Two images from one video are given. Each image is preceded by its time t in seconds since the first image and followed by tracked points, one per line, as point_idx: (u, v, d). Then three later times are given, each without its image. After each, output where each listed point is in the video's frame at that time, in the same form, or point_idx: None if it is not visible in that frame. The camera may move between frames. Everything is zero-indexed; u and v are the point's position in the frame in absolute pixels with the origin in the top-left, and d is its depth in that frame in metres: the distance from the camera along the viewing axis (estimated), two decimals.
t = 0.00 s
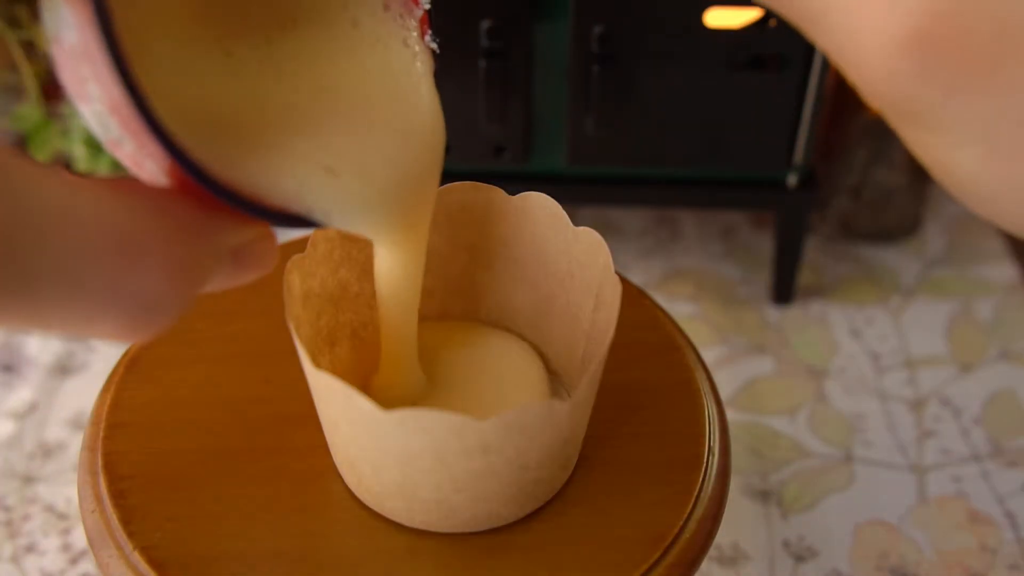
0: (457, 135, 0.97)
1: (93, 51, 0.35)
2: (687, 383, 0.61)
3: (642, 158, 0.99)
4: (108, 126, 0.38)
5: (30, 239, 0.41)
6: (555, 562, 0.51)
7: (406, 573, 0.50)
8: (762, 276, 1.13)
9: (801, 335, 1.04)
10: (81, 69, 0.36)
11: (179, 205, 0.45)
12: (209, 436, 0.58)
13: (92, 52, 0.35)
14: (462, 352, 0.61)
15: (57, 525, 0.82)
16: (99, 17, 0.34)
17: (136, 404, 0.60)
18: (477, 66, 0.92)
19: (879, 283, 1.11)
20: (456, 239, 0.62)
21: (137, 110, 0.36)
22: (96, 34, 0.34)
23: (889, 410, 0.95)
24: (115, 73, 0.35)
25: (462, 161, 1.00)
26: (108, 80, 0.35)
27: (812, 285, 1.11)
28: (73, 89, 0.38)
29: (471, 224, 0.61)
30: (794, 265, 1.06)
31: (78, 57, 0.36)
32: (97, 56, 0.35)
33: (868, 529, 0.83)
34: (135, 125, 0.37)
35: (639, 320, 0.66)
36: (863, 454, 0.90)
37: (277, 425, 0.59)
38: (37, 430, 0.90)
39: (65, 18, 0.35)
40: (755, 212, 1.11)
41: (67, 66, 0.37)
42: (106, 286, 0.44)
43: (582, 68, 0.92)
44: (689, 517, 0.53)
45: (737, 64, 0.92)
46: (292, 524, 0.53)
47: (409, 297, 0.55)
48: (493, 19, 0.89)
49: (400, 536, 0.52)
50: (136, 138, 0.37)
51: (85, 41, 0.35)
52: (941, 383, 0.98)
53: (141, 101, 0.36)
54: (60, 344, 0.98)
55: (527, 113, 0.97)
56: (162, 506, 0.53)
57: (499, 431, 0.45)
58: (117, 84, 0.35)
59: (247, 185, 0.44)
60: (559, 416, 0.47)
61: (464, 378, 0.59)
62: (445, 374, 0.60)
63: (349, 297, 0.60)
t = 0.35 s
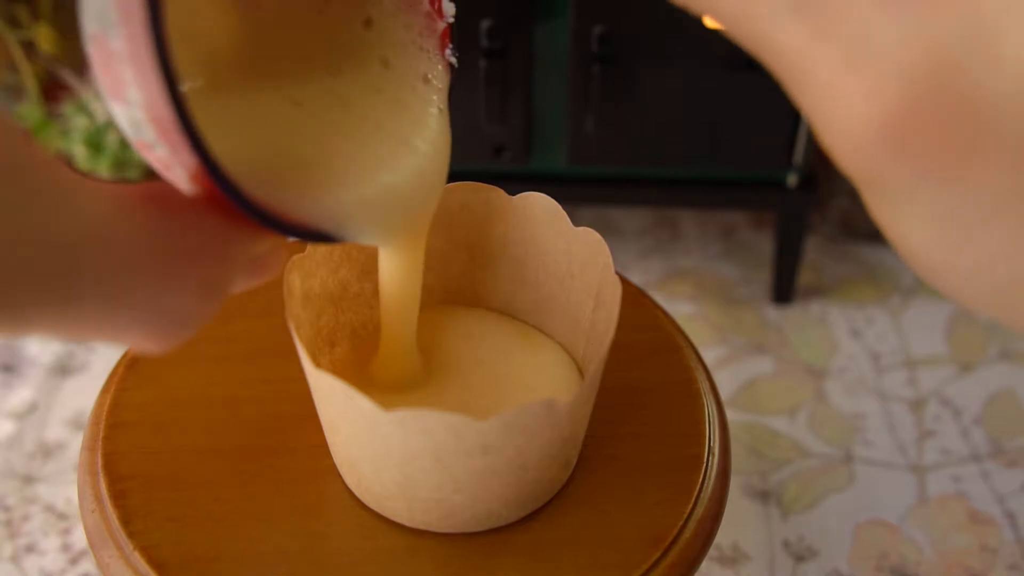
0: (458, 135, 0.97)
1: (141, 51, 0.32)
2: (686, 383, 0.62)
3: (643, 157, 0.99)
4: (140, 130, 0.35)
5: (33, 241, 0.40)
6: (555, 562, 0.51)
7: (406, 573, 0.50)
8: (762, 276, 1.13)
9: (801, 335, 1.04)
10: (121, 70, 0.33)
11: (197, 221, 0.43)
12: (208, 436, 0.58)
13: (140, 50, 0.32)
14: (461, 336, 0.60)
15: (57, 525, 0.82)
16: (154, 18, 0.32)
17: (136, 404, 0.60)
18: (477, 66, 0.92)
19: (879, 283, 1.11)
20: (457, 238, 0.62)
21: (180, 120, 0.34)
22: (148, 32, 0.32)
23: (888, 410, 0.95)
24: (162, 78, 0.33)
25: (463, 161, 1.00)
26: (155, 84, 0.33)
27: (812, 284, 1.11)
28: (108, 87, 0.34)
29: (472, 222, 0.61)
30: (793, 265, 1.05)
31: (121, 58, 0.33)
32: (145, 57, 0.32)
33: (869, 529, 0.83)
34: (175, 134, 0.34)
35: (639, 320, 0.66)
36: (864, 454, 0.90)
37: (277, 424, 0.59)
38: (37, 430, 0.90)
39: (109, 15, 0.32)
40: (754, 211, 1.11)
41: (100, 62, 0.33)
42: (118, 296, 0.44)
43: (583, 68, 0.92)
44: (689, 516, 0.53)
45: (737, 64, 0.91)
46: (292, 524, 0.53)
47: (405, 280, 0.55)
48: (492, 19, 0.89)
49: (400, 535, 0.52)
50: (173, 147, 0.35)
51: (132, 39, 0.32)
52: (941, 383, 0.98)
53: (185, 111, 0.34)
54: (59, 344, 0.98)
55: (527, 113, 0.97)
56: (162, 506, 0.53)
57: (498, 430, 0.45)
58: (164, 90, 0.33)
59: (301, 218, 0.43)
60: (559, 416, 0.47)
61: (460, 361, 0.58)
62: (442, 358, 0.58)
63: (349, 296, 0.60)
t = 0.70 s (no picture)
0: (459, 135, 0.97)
1: (189, 68, 0.32)
2: (687, 383, 0.62)
3: (642, 157, 0.98)
4: (179, 144, 0.35)
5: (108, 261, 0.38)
6: (556, 562, 0.51)
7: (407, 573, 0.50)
8: (762, 276, 1.13)
9: (801, 335, 1.04)
10: (163, 86, 0.33)
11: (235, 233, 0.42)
12: (209, 436, 0.58)
13: (187, 67, 0.32)
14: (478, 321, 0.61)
15: (56, 525, 0.82)
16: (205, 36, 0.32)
17: (136, 404, 0.60)
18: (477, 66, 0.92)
19: (879, 283, 1.11)
20: (457, 238, 0.62)
21: (225, 141, 0.34)
22: (198, 49, 0.32)
23: (888, 409, 0.95)
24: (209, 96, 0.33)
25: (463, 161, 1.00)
26: (199, 102, 0.33)
27: (812, 284, 1.11)
28: (149, 101, 0.35)
29: (471, 222, 0.61)
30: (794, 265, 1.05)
31: (165, 75, 0.33)
32: (193, 73, 0.32)
33: (869, 529, 0.83)
34: (216, 153, 0.34)
35: (639, 320, 0.66)
36: (864, 454, 0.90)
37: (277, 424, 0.59)
38: (37, 430, 0.90)
39: (155, 30, 0.33)
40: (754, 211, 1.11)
41: (144, 77, 0.34)
42: (153, 312, 0.40)
43: (583, 68, 0.92)
44: (689, 516, 0.53)
45: (737, 64, 0.92)
46: (292, 524, 0.53)
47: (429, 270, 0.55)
48: (491, 19, 0.89)
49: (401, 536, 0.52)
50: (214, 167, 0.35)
51: (179, 55, 0.32)
52: (941, 383, 0.98)
53: (232, 130, 0.34)
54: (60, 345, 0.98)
55: (527, 113, 0.97)
56: (163, 506, 0.53)
57: (497, 429, 0.45)
58: (209, 109, 0.33)
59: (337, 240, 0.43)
60: (559, 416, 0.47)
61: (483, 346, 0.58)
62: (464, 343, 0.59)
63: (349, 297, 0.60)
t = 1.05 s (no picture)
0: (458, 135, 0.97)
1: (187, 61, 0.32)
2: (687, 383, 0.62)
3: (642, 156, 0.99)
4: (171, 131, 0.35)
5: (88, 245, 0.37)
6: (556, 562, 0.51)
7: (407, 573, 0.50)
8: (762, 275, 1.13)
9: (801, 335, 1.04)
10: (159, 74, 0.33)
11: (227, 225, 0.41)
12: (208, 437, 0.58)
13: (186, 59, 0.32)
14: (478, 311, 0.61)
15: (56, 525, 0.82)
16: (203, 33, 0.31)
17: (137, 404, 0.60)
18: (477, 66, 0.92)
19: (880, 283, 1.11)
20: (454, 237, 0.62)
21: (220, 138, 0.33)
22: (197, 45, 0.32)
23: (889, 409, 0.95)
24: (205, 91, 0.32)
25: (463, 161, 1.00)
26: (195, 97, 0.33)
27: (812, 284, 1.11)
28: (140, 87, 0.35)
29: (472, 222, 0.61)
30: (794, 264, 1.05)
31: (162, 65, 0.33)
32: (191, 67, 0.32)
33: (869, 529, 0.83)
34: (210, 149, 0.34)
35: (639, 320, 0.66)
36: (864, 454, 0.90)
37: (277, 424, 0.59)
38: (37, 430, 0.90)
39: (153, 21, 0.32)
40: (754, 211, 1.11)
41: (141, 63, 0.34)
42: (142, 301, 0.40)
43: (583, 67, 0.92)
44: (690, 516, 0.53)
45: (737, 64, 0.91)
46: (292, 524, 0.53)
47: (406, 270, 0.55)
48: (492, 19, 0.89)
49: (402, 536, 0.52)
50: (208, 161, 0.35)
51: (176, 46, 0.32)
52: (941, 383, 0.98)
53: (226, 126, 0.33)
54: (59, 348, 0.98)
55: (527, 112, 0.97)
56: (163, 505, 0.53)
57: (496, 430, 0.45)
58: (205, 103, 0.33)
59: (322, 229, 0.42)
60: (559, 416, 0.47)
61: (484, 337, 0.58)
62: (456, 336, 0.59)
63: (349, 297, 0.60)
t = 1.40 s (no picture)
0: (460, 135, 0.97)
1: (212, 87, 0.31)
2: (687, 382, 0.62)
3: (642, 156, 0.99)
4: (187, 147, 0.33)
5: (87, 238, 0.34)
6: (555, 562, 0.51)
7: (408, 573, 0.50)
8: (762, 276, 1.13)
9: (801, 335, 1.04)
10: (180, 93, 0.31)
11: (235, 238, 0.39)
12: (209, 437, 0.58)
13: (212, 85, 0.31)
14: (483, 309, 0.61)
15: (56, 526, 0.82)
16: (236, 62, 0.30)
17: (137, 404, 0.60)
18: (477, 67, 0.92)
19: (880, 283, 1.11)
20: (455, 238, 0.63)
21: (241, 167, 0.32)
22: (225, 73, 0.30)
23: (889, 409, 0.95)
24: (229, 120, 0.31)
25: (464, 161, 1.00)
26: (217, 123, 0.31)
27: (812, 284, 1.11)
28: (157, 98, 0.33)
29: (469, 223, 0.62)
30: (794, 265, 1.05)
31: (185, 84, 0.31)
32: (217, 94, 0.31)
33: (869, 529, 0.83)
34: (228, 172, 0.33)
35: (639, 320, 0.66)
36: (864, 454, 0.90)
37: (275, 425, 0.59)
38: (37, 430, 0.90)
39: (179, 40, 0.30)
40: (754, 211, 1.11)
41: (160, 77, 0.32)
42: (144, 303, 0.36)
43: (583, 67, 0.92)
44: (690, 517, 0.53)
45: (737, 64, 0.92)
46: (292, 524, 0.53)
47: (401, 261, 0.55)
48: (492, 19, 0.90)
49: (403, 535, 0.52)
50: (225, 183, 0.34)
51: (203, 70, 0.30)
52: (941, 383, 0.98)
53: (248, 154, 0.32)
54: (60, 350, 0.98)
55: (528, 113, 0.97)
56: (162, 505, 0.53)
57: (496, 430, 0.45)
58: (229, 131, 0.31)
59: (327, 247, 0.39)
60: (560, 416, 0.47)
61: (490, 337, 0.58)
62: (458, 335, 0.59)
63: (349, 297, 0.60)
